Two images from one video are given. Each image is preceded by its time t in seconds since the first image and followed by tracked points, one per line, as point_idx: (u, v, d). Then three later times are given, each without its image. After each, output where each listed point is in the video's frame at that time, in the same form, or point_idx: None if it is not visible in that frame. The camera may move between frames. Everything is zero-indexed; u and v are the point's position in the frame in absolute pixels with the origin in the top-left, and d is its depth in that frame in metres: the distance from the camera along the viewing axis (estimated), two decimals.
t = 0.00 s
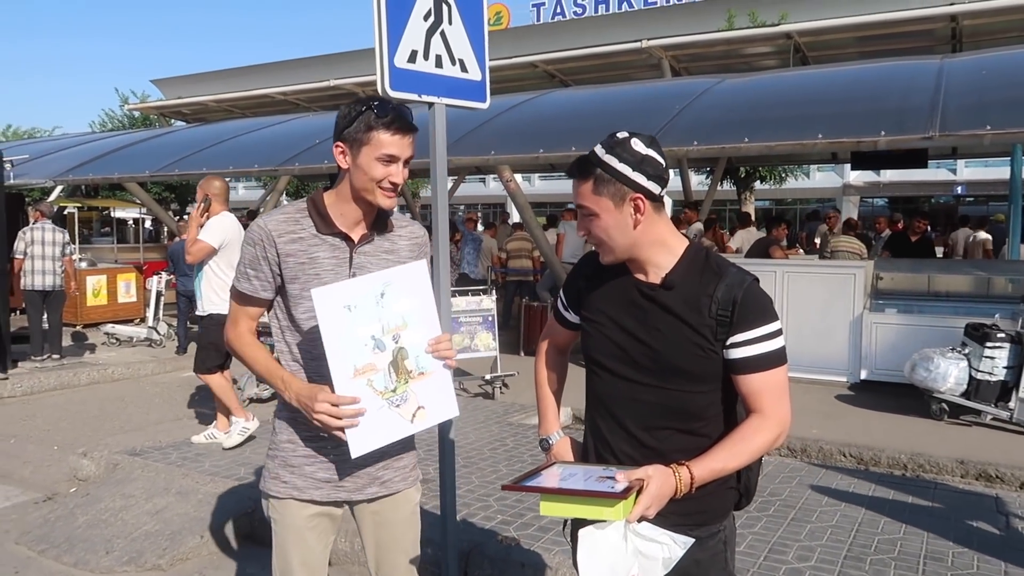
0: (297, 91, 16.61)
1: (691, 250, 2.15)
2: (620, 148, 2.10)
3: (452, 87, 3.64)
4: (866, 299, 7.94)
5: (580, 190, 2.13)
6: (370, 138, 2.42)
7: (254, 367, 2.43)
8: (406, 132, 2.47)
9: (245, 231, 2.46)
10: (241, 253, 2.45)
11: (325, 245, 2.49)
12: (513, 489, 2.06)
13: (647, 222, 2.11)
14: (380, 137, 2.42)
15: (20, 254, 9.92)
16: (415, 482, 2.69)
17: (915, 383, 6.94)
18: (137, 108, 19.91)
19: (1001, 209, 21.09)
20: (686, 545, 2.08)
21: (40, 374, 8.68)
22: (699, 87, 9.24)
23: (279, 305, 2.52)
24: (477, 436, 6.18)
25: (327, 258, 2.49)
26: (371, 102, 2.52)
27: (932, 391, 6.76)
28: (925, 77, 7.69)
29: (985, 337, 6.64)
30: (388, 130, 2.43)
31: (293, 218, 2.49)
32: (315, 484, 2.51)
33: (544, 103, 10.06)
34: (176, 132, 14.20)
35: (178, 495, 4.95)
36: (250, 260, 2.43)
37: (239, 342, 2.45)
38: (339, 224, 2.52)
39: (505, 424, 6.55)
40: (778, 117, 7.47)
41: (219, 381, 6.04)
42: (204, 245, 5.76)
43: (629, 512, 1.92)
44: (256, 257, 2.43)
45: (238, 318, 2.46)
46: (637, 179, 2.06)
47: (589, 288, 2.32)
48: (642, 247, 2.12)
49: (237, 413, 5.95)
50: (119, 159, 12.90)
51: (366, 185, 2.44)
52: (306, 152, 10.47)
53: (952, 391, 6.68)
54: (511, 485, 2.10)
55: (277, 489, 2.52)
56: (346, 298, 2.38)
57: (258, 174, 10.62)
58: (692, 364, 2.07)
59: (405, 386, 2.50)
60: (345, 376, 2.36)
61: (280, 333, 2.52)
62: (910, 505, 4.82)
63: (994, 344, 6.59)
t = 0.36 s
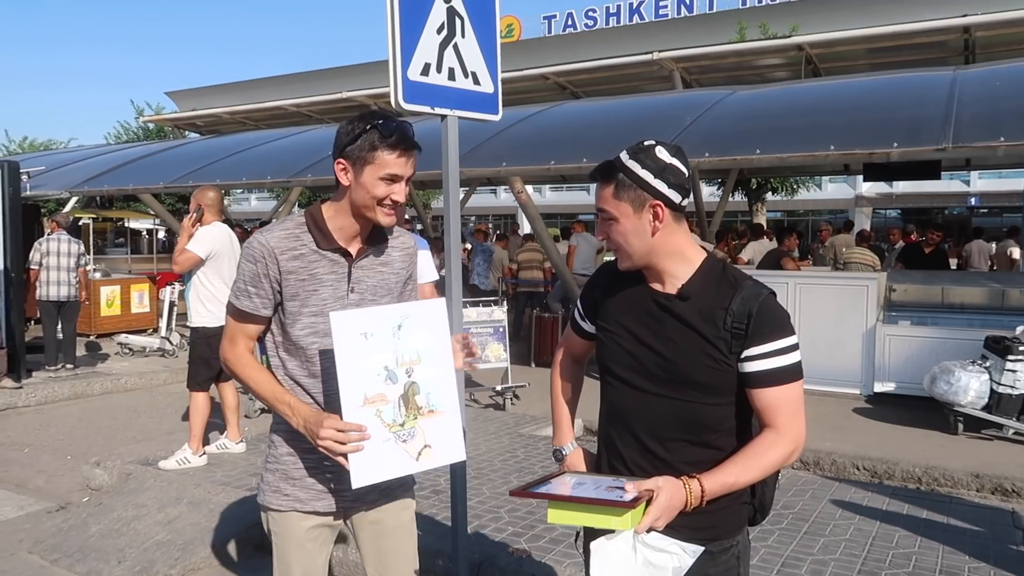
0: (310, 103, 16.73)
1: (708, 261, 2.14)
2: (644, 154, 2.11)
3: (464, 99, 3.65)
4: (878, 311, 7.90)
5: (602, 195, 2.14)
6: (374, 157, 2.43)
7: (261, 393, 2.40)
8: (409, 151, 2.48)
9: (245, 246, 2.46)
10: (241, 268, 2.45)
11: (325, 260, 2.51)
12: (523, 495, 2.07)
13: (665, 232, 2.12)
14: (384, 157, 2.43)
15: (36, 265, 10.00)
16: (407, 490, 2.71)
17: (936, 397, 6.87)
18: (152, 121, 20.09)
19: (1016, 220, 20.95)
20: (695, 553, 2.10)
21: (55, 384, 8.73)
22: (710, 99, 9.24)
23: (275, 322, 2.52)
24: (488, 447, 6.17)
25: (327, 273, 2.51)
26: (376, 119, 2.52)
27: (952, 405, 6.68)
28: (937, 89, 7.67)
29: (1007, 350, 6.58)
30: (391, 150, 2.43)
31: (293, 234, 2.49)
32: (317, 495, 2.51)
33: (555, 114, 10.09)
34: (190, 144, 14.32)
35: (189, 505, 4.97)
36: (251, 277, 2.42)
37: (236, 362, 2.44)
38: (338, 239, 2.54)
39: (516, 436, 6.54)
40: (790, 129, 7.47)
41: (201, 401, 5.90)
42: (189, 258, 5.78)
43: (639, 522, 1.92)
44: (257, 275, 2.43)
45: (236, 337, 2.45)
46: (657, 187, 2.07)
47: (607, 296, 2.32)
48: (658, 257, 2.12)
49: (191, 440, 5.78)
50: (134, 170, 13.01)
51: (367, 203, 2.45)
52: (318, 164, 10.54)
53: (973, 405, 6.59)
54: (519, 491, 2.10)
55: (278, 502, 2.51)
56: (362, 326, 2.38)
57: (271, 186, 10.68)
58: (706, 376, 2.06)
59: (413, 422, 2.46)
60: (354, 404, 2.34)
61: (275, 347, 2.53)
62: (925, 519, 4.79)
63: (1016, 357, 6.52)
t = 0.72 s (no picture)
0: (316, 107, 16.78)
1: (716, 264, 2.14)
2: (650, 155, 2.11)
3: (469, 102, 3.66)
4: (884, 313, 7.88)
5: (610, 196, 2.15)
6: (360, 151, 2.43)
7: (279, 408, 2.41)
8: (395, 141, 2.49)
9: (247, 257, 2.44)
10: (245, 281, 2.42)
11: (327, 263, 2.51)
12: (522, 500, 2.08)
13: (672, 234, 2.11)
14: (371, 150, 2.43)
15: (42, 269, 10.04)
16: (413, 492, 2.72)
17: (939, 400, 6.85)
18: (158, 125, 20.18)
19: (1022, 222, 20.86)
20: (697, 557, 2.09)
21: (61, 387, 8.77)
22: (715, 101, 9.24)
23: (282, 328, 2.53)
24: (493, 450, 6.17)
25: (330, 276, 2.51)
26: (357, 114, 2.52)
27: (955, 408, 6.66)
28: (943, 90, 7.66)
29: (1010, 353, 6.52)
30: (377, 142, 2.44)
31: (294, 239, 2.48)
32: (328, 499, 2.52)
33: (560, 117, 10.10)
34: (196, 147, 14.37)
35: (195, 507, 4.98)
36: (256, 286, 2.43)
37: (247, 373, 2.45)
38: (337, 239, 2.54)
39: (520, 438, 6.54)
40: (794, 131, 7.46)
41: (202, 404, 5.89)
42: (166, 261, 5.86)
43: (640, 528, 1.93)
44: (262, 283, 2.43)
45: (246, 348, 2.46)
46: (663, 188, 2.07)
47: (615, 299, 2.33)
48: (665, 258, 2.12)
49: (194, 444, 5.79)
50: (140, 174, 13.06)
51: (361, 199, 2.46)
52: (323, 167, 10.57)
53: (977, 407, 6.58)
54: (517, 496, 2.11)
55: (289, 506, 2.52)
56: (379, 329, 2.38)
57: (276, 189, 10.71)
58: (711, 380, 2.05)
59: (430, 425, 2.43)
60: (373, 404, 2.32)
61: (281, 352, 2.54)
62: (931, 522, 4.77)
63: (1019, 360, 6.47)
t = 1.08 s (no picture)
0: (319, 107, 16.81)
1: (728, 265, 2.14)
2: (666, 153, 2.11)
3: (472, 103, 3.67)
4: (887, 314, 7.87)
5: (623, 194, 2.15)
6: (373, 147, 2.45)
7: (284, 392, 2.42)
8: (408, 139, 2.50)
9: (262, 247, 2.47)
10: (260, 268, 2.46)
11: (340, 258, 2.52)
12: (526, 500, 2.08)
13: (685, 233, 2.11)
14: (384, 146, 2.45)
15: (46, 268, 10.07)
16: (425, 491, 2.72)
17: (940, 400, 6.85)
18: (162, 125, 20.21)
19: None
20: (702, 563, 2.09)
21: (65, 387, 8.79)
22: (719, 102, 9.24)
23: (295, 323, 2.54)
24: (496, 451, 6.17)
25: (343, 272, 2.52)
26: (372, 111, 2.54)
27: (956, 408, 6.65)
28: (947, 92, 7.65)
29: (1011, 354, 6.53)
30: (390, 138, 2.45)
31: (308, 233, 2.51)
32: (340, 499, 2.52)
33: (564, 118, 10.11)
34: (201, 148, 14.40)
35: (199, 507, 4.99)
36: (270, 278, 2.44)
37: (259, 366, 2.44)
38: (352, 237, 2.55)
39: (523, 439, 6.54)
40: (798, 132, 7.46)
41: (201, 404, 5.91)
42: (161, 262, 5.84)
43: (643, 530, 1.92)
44: (275, 275, 2.45)
45: (259, 339, 2.46)
46: (678, 186, 2.07)
47: (627, 299, 2.33)
48: (678, 258, 2.12)
49: (197, 443, 5.82)
50: (144, 174, 13.09)
51: (374, 195, 2.47)
52: (327, 167, 10.59)
53: (978, 408, 6.57)
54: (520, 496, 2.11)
55: (302, 506, 2.52)
56: (382, 317, 2.39)
57: (280, 189, 10.73)
58: (719, 382, 2.05)
59: (437, 413, 2.43)
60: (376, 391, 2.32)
61: (293, 347, 2.54)
62: (935, 523, 4.78)
63: (1020, 361, 6.47)
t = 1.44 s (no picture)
0: (321, 109, 16.81)
1: (741, 267, 2.13)
2: (687, 151, 2.10)
3: (474, 104, 3.66)
4: (890, 316, 7.86)
5: (642, 190, 2.13)
6: (374, 167, 2.41)
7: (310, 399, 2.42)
8: (411, 160, 2.44)
9: (268, 251, 2.46)
10: (265, 273, 2.45)
11: (344, 262, 2.52)
12: (527, 496, 2.08)
13: (703, 233, 2.10)
14: (382, 168, 2.40)
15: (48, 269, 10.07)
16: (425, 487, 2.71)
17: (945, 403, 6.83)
18: (164, 126, 20.21)
19: None
20: (705, 567, 2.10)
21: (66, 387, 8.78)
22: (721, 104, 9.23)
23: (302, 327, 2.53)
24: (497, 452, 6.16)
25: (347, 275, 2.52)
26: (378, 119, 2.47)
27: (961, 411, 6.64)
28: (950, 94, 7.63)
29: (1016, 356, 6.52)
30: (392, 161, 2.40)
31: (312, 237, 2.50)
32: (340, 497, 2.51)
33: (566, 119, 10.11)
34: (202, 149, 14.41)
35: (199, 507, 4.99)
36: (277, 282, 2.43)
37: (273, 370, 2.45)
38: (355, 240, 2.56)
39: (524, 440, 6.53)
40: (800, 134, 7.45)
41: (201, 405, 5.91)
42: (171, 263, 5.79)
43: (643, 529, 1.91)
44: (282, 280, 2.43)
45: (271, 344, 2.46)
46: (699, 186, 2.05)
47: (640, 299, 2.33)
48: (692, 259, 2.11)
49: (198, 444, 5.81)
50: (146, 175, 13.10)
51: (372, 212, 2.47)
52: (328, 169, 10.59)
53: (982, 410, 6.55)
54: (522, 492, 2.11)
55: (302, 504, 2.51)
56: (403, 310, 2.39)
57: (281, 191, 10.73)
58: (726, 385, 2.05)
59: (461, 401, 2.39)
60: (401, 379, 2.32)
61: (302, 351, 2.53)
62: (938, 525, 4.75)
63: None
